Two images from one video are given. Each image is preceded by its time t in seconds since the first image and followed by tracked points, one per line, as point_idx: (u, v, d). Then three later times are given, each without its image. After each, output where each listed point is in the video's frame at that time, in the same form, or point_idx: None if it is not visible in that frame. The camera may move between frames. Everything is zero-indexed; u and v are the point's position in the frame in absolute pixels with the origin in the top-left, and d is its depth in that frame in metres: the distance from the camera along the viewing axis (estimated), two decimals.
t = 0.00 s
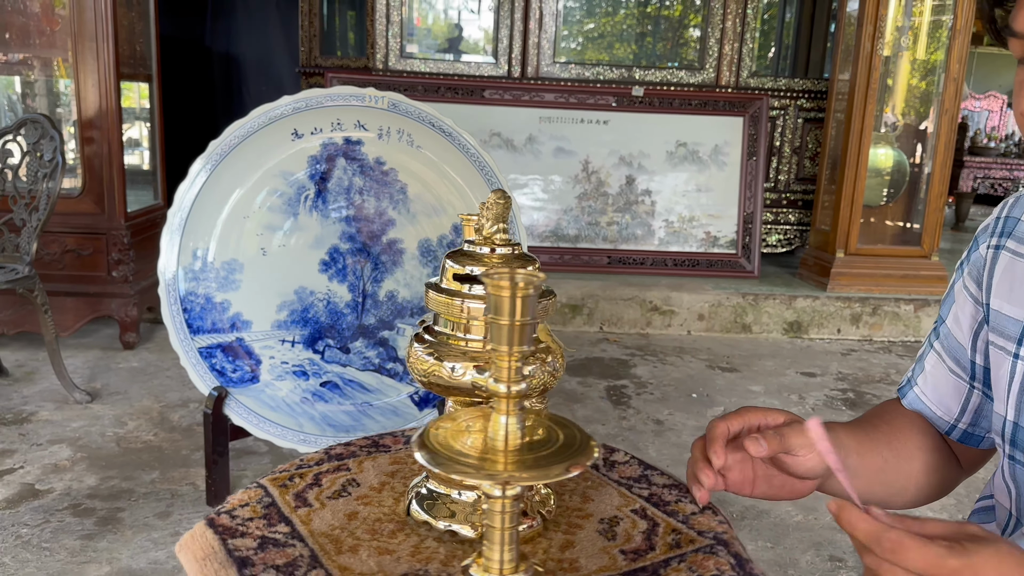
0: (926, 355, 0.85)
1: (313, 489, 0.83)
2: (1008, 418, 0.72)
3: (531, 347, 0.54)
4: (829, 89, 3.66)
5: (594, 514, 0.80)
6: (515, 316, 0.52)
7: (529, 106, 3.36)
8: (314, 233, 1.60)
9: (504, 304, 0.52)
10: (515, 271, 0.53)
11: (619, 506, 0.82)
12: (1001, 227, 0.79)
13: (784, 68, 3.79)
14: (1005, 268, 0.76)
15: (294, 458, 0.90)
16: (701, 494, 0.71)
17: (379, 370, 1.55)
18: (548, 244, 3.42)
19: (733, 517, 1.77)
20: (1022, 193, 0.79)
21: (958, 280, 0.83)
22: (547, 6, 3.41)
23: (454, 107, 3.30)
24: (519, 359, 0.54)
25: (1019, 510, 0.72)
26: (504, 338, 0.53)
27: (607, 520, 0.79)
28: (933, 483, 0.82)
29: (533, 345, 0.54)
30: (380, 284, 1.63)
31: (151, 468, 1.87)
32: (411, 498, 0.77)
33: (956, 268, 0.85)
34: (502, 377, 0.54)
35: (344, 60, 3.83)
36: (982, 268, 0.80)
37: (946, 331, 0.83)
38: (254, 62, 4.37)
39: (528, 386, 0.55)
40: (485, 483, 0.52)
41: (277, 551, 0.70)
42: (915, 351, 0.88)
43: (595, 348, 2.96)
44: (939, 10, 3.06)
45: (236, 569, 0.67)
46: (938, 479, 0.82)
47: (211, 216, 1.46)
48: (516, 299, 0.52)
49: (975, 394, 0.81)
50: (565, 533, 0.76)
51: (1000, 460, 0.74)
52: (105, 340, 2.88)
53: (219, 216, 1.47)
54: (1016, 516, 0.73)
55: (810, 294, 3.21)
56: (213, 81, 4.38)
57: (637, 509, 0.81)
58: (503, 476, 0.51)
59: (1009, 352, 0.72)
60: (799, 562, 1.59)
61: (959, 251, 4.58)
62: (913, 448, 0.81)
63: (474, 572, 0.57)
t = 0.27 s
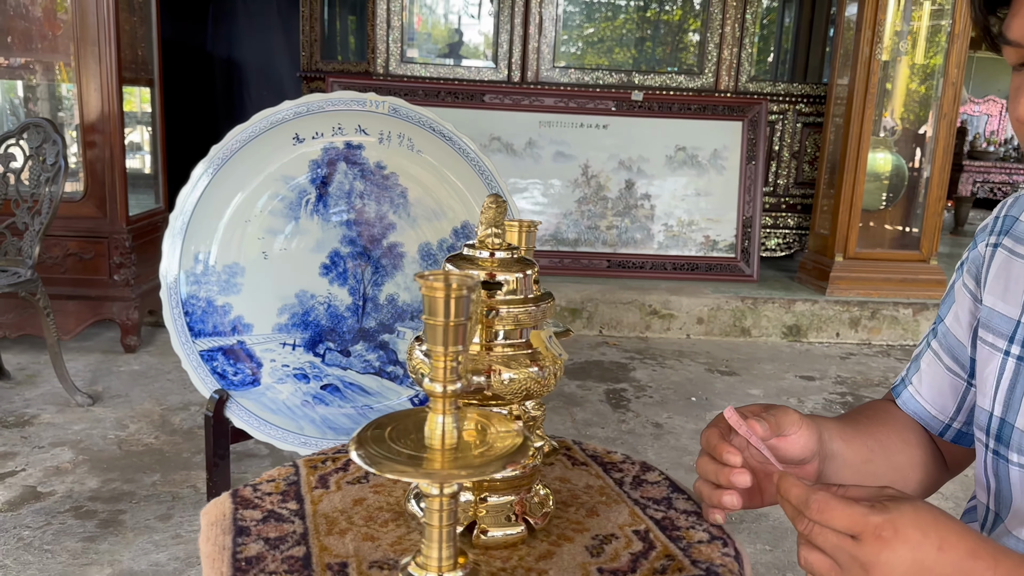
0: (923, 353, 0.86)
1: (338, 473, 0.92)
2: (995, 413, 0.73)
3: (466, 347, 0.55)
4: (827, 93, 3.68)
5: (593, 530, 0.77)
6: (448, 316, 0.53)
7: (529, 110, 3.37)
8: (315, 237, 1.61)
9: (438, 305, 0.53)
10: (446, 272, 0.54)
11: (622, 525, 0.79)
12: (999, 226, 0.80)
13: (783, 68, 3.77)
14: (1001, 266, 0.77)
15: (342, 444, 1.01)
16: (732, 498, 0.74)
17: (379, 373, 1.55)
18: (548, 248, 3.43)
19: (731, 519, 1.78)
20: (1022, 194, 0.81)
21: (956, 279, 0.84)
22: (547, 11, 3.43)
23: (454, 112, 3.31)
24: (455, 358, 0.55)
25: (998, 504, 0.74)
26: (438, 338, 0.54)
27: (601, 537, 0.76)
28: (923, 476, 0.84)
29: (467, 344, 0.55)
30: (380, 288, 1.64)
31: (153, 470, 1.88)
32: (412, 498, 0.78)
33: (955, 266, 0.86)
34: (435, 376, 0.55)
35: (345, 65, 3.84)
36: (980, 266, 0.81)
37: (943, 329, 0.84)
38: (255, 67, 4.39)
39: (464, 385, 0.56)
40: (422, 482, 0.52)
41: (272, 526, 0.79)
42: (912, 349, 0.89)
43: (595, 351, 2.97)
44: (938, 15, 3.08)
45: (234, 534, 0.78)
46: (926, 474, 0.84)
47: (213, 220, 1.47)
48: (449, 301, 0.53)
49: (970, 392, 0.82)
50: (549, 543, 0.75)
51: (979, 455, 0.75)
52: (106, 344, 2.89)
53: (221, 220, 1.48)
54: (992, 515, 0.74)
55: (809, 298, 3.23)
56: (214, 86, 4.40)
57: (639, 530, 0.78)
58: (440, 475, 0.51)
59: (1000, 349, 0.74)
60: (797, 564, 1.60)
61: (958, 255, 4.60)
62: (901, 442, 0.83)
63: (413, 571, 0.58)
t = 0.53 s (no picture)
0: (915, 357, 0.87)
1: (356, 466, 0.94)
2: (983, 413, 0.75)
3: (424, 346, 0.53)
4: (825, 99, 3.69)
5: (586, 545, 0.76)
6: (406, 318, 0.51)
7: (529, 116, 3.38)
8: (316, 243, 1.62)
9: (395, 306, 0.51)
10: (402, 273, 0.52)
11: (617, 541, 0.77)
12: (991, 229, 0.83)
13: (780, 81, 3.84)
14: (992, 269, 0.80)
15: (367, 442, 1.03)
16: (726, 499, 0.72)
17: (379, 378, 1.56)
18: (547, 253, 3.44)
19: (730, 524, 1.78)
20: (1012, 200, 0.84)
21: (949, 282, 0.86)
22: (546, 17, 3.45)
23: (454, 117, 3.32)
24: (413, 361, 0.53)
25: (983, 503, 0.75)
26: (395, 342, 0.52)
27: (592, 551, 0.75)
28: (914, 483, 0.85)
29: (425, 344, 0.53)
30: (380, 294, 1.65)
31: (153, 475, 1.88)
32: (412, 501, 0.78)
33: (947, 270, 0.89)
34: (394, 377, 0.53)
35: (345, 71, 3.86)
36: (972, 268, 0.83)
37: (935, 331, 0.86)
38: (256, 73, 4.41)
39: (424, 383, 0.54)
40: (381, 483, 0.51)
41: (279, 513, 0.81)
42: (905, 353, 0.90)
43: (595, 356, 2.98)
44: (936, 21, 3.10)
45: (241, 518, 0.80)
46: (918, 480, 0.85)
47: (213, 226, 1.47)
48: (406, 301, 0.51)
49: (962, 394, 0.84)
50: (535, 552, 0.74)
51: (968, 455, 0.77)
52: (107, 349, 2.90)
53: (221, 226, 1.48)
54: (977, 514, 0.76)
55: (808, 303, 3.24)
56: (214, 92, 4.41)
57: (633, 547, 0.76)
58: (399, 475, 0.50)
59: (989, 350, 0.76)
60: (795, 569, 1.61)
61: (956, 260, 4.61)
62: (892, 449, 0.84)
63: (373, 568, 0.57)
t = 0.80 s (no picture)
0: (899, 365, 0.88)
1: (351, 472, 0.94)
2: (966, 421, 0.76)
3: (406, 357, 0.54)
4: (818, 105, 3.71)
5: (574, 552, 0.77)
6: (386, 329, 0.52)
7: (523, 122, 3.39)
8: (309, 249, 1.63)
9: (376, 317, 0.51)
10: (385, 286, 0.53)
11: (604, 549, 0.78)
12: (972, 239, 0.85)
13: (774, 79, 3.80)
14: (973, 278, 0.82)
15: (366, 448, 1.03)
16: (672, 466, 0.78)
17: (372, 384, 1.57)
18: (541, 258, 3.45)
19: (722, 529, 1.79)
20: (992, 210, 0.86)
21: (931, 291, 0.88)
22: (540, 23, 3.46)
23: (449, 123, 3.33)
24: (396, 368, 0.54)
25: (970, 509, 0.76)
26: (377, 349, 0.53)
27: (578, 558, 0.75)
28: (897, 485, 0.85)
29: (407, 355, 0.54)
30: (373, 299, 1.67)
31: (146, 482, 1.88)
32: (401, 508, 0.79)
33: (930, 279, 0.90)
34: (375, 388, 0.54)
35: (340, 76, 3.86)
36: (954, 278, 0.85)
37: (919, 339, 0.87)
38: (250, 78, 4.41)
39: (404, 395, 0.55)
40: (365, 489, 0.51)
41: (271, 517, 0.82)
42: (889, 361, 0.91)
43: (589, 361, 2.99)
44: (927, 28, 3.13)
45: (234, 522, 0.81)
46: (900, 481, 0.86)
47: (207, 232, 1.48)
48: (387, 314, 0.51)
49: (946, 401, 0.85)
50: (522, 559, 0.75)
51: (951, 462, 0.78)
52: (100, 355, 2.90)
53: (215, 233, 1.49)
54: (964, 520, 0.76)
55: (801, 308, 3.25)
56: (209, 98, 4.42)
57: (619, 555, 0.77)
58: (383, 480, 0.50)
59: (971, 358, 0.78)
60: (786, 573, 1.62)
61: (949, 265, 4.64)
62: (871, 449, 0.85)
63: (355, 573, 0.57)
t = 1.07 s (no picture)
0: (876, 339, 0.90)
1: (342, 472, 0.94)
2: (953, 412, 0.78)
3: (396, 353, 0.55)
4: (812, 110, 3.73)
5: (562, 550, 0.77)
6: (375, 325, 0.52)
7: (518, 127, 3.40)
8: (304, 252, 1.63)
9: (365, 314, 0.52)
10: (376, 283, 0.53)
11: (592, 547, 0.78)
12: (964, 231, 0.86)
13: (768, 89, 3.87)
14: (961, 269, 0.83)
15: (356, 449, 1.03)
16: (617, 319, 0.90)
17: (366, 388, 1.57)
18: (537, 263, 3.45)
19: (716, 531, 1.80)
20: (984, 204, 0.87)
21: (918, 278, 0.90)
22: (536, 28, 3.47)
23: (444, 128, 3.34)
24: (384, 366, 0.55)
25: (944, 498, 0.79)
26: (366, 347, 0.54)
27: (566, 556, 0.76)
28: (836, 441, 0.88)
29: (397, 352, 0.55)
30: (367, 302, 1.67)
31: (141, 486, 1.88)
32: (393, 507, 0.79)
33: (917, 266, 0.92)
34: (363, 384, 0.54)
35: (336, 82, 3.87)
36: (943, 266, 0.87)
37: (903, 319, 0.89)
38: (246, 83, 4.42)
39: (394, 391, 0.55)
40: (353, 485, 0.52)
41: (261, 517, 0.82)
42: (864, 335, 0.93)
43: (585, 365, 2.99)
44: (920, 32, 3.15)
45: (224, 522, 0.81)
46: (842, 440, 0.88)
47: (201, 236, 1.48)
48: (376, 311, 0.52)
49: (917, 382, 0.87)
50: (511, 557, 0.75)
51: (933, 451, 0.80)
52: (96, 359, 2.89)
53: (210, 236, 1.49)
54: (938, 509, 0.78)
55: (796, 312, 3.26)
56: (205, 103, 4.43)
57: (607, 553, 0.77)
58: (371, 476, 0.51)
59: (961, 350, 0.79)
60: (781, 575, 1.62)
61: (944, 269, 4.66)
62: (817, 395, 0.89)
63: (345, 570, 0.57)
